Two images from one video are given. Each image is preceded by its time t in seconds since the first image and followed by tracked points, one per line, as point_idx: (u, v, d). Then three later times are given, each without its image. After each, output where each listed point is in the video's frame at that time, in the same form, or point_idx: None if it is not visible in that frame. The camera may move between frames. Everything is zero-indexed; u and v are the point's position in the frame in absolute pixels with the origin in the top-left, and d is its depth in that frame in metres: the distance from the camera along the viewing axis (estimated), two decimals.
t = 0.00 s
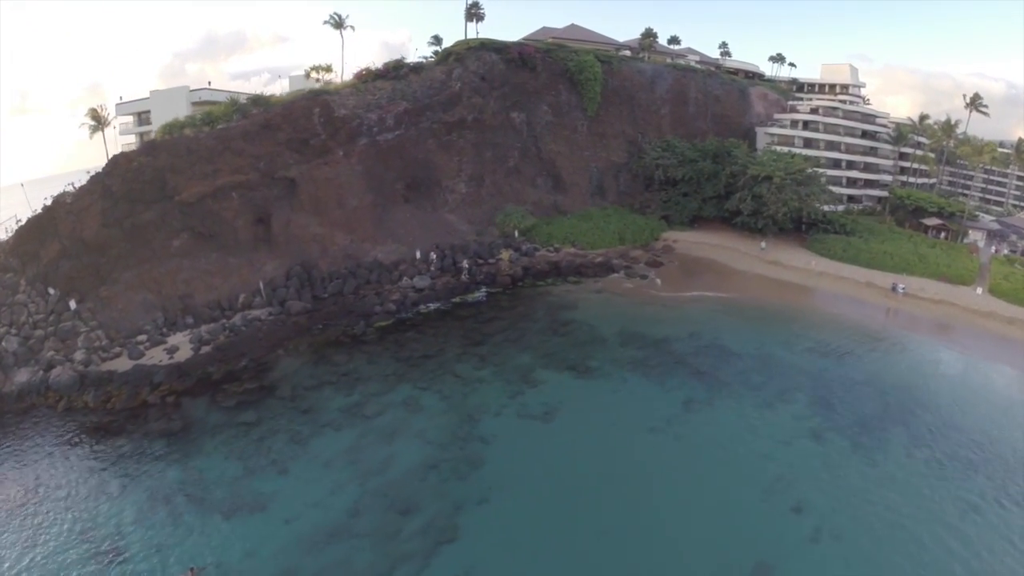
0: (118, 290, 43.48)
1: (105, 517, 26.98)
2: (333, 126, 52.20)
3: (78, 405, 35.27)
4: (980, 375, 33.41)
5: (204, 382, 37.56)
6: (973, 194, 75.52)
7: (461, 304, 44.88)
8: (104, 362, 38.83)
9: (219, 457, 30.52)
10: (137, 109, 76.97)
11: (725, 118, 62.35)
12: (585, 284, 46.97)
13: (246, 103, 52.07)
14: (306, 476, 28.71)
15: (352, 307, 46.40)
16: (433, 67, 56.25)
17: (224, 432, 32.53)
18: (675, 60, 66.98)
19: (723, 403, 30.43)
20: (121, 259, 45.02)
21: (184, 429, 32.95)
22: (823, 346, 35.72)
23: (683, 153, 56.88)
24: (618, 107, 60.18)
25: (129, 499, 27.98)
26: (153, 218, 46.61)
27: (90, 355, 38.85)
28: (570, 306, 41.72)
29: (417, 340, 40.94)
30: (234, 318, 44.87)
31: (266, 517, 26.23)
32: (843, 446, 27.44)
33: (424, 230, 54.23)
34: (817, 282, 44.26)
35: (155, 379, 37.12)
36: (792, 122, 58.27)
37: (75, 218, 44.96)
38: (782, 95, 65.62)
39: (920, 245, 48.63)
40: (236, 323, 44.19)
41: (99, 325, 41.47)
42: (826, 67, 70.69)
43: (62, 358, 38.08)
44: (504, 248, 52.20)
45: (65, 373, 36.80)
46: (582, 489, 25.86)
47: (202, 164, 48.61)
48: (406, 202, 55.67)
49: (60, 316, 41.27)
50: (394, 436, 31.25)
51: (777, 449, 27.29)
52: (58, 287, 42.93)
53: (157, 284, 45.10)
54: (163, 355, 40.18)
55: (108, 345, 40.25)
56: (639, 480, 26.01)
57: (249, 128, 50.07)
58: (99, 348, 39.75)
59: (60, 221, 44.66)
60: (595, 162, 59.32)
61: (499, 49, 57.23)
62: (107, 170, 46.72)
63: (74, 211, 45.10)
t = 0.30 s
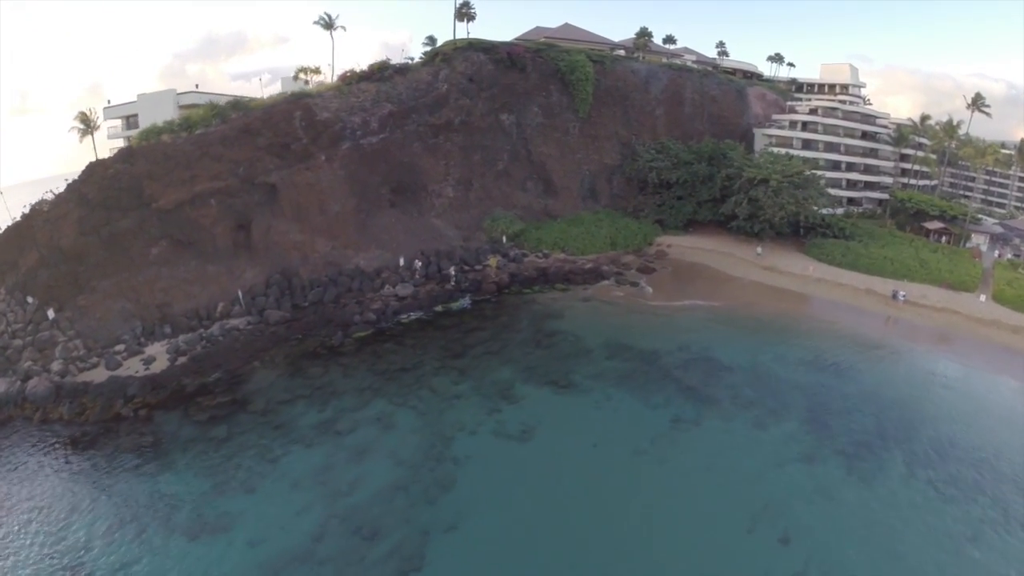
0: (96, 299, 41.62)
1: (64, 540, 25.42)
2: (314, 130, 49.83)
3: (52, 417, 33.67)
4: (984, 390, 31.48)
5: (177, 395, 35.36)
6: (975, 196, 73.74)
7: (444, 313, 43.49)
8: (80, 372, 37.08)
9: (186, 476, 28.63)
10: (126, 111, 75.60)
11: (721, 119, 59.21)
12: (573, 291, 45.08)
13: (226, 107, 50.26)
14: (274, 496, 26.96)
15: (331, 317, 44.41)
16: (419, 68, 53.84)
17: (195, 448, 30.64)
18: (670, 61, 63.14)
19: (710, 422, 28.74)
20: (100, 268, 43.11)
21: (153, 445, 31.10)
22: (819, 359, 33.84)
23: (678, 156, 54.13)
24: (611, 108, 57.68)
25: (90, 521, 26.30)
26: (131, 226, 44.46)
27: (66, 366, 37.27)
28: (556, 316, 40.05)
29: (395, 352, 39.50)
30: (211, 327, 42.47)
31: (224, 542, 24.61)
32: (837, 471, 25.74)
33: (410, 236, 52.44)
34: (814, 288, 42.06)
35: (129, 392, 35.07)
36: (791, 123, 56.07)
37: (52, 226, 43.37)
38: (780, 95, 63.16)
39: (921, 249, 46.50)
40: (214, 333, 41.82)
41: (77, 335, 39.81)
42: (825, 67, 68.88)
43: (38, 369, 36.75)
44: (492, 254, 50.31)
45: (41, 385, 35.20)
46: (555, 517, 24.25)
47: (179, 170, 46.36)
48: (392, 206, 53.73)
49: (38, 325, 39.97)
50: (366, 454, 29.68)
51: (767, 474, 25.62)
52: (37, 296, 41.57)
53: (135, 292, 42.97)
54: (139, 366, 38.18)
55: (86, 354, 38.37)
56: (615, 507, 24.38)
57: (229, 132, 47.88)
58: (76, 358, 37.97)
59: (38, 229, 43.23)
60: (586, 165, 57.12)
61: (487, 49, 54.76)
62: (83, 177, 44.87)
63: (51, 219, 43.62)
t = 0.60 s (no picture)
0: (68, 309, 39.18)
1: (17, 570, 23.25)
2: (291, 134, 46.42)
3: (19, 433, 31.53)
4: (981, 401, 29.67)
5: (148, 409, 33.14)
6: (972, 195, 72.35)
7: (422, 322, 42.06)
8: (51, 386, 34.68)
9: (147, 496, 26.61)
10: (108, 115, 73.97)
11: (714, 120, 57.38)
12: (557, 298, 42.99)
13: (200, 112, 46.52)
14: (234, 518, 25.09)
15: (306, 328, 42.19)
16: (400, 70, 50.65)
17: (160, 465, 28.61)
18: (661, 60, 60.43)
19: (695, 440, 27.24)
20: (73, 278, 40.19)
21: (122, 461, 29.11)
22: (809, 371, 31.80)
23: (668, 158, 51.21)
24: (599, 109, 55.23)
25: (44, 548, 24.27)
26: (105, 235, 41.33)
27: (37, 378, 34.88)
28: (538, 325, 38.26)
29: (368, 364, 37.69)
30: (185, 339, 39.89)
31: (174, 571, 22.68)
32: (827, 493, 24.13)
33: (391, 242, 50.31)
34: (806, 292, 39.72)
35: (97, 405, 32.81)
36: (784, 124, 54.72)
37: (22, 235, 40.03)
38: (775, 95, 61.48)
39: (917, 252, 44.50)
40: (187, 344, 39.27)
41: (49, 346, 37.52)
42: (819, 66, 67.42)
43: (8, 382, 34.35)
44: (475, 260, 48.18)
45: (10, 399, 32.86)
46: (524, 544, 22.67)
47: (153, 177, 43.00)
48: (372, 211, 51.01)
49: (10, 337, 37.49)
50: (331, 473, 27.78)
51: (751, 496, 24.12)
52: (8, 306, 38.53)
53: (109, 302, 40.33)
54: (111, 378, 35.72)
55: (58, 366, 36.00)
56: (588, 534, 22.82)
57: (203, 138, 44.31)
58: (48, 370, 35.63)
59: (7, 237, 39.82)
60: (574, 167, 54.70)
61: (471, 50, 51.78)
62: (54, 183, 41.28)
63: (23, 227, 40.06)
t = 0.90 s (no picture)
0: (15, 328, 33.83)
1: None
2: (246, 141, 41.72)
3: None
4: (958, 402, 28.22)
5: (96, 434, 28.43)
6: (947, 190, 71.74)
7: (382, 334, 38.49)
8: None
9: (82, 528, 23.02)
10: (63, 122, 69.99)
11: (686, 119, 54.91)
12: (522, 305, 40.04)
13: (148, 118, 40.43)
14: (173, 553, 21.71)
15: (261, 341, 36.70)
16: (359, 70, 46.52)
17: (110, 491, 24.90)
18: (630, 57, 57.70)
19: (664, 456, 25.22)
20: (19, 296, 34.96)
21: (71, 485, 25.27)
22: (783, 378, 29.87)
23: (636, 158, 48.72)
24: (567, 109, 51.71)
25: None
26: (55, 249, 36.01)
27: None
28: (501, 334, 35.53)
29: (323, 381, 33.46)
30: (137, 357, 34.50)
31: None
32: (801, 509, 22.34)
33: (349, 248, 45.42)
34: (779, 293, 37.92)
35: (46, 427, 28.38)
36: (756, 121, 53.24)
37: None
38: (746, 92, 58.90)
39: (892, 250, 43.23)
40: (141, 362, 33.97)
41: None
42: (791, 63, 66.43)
43: None
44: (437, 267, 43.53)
45: None
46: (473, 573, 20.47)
47: (100, 188, 37.28)
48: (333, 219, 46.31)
49: None
50: (280, 498, 24.34)
51: (720, 513, 22.24)
52: None
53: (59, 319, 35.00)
54: (61, 399, 30.79)
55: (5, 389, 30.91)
56: (544, 560, 20.71)
57: (154, 145, 38.80)
58: None
59: None
60: (540, 170, 50.87)
61: (431, 49, 47.76)
62: None
63: None
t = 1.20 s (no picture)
0: None
1: None
2: (189, 148, 37.54)
3: None
4: (929, 398, 26.71)
5: (36, 466, 24.35)
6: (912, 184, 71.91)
7: (334, 348, 34.87)
8: None
9: None
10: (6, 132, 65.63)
11: (646, 118, 53.66)
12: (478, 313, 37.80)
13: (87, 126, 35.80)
14: None
15: (207, 360, 32.31)
16: (309, 73, 42.73)
17: (34, 536, 20.86)
18: (590, 57, 56.82)
19: (623, 472, 22.19)
20: None
21: None
22: (748, 382, 27.75)
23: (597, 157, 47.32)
24: (525, 110, 49.80)
25: None
26: None
27: None
28: (455, 344, 31.42)
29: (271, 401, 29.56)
30: (80, 381, 29.94)
31: None
32: (769, 523, 19.66)
33: (300, 259, 41.41)
34: (743, 295, 36.55)
35: None
36: (718, 119, 52.11)
37: None
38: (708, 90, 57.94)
39: (857, 246, 42.44)
40: (84, 386, 29.42)
41: None
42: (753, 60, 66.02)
43: None
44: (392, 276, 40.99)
45: None
46: None
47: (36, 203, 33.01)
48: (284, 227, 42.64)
49: None
50: (221, 532, 20.63)
51: (687, 536, 19.22)
52: None
53: None
54: None
55: None
56: None
57: (93, 155, 34.63)
58: None
59: None
60: (497, 171, 49.09)
61: (384, 50, 44.41)
62: None
63: None
